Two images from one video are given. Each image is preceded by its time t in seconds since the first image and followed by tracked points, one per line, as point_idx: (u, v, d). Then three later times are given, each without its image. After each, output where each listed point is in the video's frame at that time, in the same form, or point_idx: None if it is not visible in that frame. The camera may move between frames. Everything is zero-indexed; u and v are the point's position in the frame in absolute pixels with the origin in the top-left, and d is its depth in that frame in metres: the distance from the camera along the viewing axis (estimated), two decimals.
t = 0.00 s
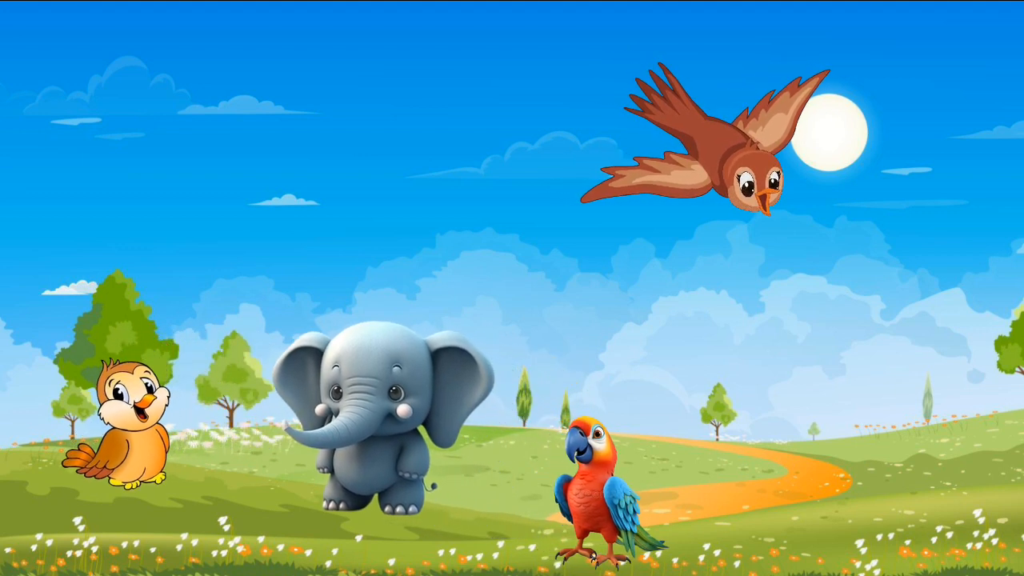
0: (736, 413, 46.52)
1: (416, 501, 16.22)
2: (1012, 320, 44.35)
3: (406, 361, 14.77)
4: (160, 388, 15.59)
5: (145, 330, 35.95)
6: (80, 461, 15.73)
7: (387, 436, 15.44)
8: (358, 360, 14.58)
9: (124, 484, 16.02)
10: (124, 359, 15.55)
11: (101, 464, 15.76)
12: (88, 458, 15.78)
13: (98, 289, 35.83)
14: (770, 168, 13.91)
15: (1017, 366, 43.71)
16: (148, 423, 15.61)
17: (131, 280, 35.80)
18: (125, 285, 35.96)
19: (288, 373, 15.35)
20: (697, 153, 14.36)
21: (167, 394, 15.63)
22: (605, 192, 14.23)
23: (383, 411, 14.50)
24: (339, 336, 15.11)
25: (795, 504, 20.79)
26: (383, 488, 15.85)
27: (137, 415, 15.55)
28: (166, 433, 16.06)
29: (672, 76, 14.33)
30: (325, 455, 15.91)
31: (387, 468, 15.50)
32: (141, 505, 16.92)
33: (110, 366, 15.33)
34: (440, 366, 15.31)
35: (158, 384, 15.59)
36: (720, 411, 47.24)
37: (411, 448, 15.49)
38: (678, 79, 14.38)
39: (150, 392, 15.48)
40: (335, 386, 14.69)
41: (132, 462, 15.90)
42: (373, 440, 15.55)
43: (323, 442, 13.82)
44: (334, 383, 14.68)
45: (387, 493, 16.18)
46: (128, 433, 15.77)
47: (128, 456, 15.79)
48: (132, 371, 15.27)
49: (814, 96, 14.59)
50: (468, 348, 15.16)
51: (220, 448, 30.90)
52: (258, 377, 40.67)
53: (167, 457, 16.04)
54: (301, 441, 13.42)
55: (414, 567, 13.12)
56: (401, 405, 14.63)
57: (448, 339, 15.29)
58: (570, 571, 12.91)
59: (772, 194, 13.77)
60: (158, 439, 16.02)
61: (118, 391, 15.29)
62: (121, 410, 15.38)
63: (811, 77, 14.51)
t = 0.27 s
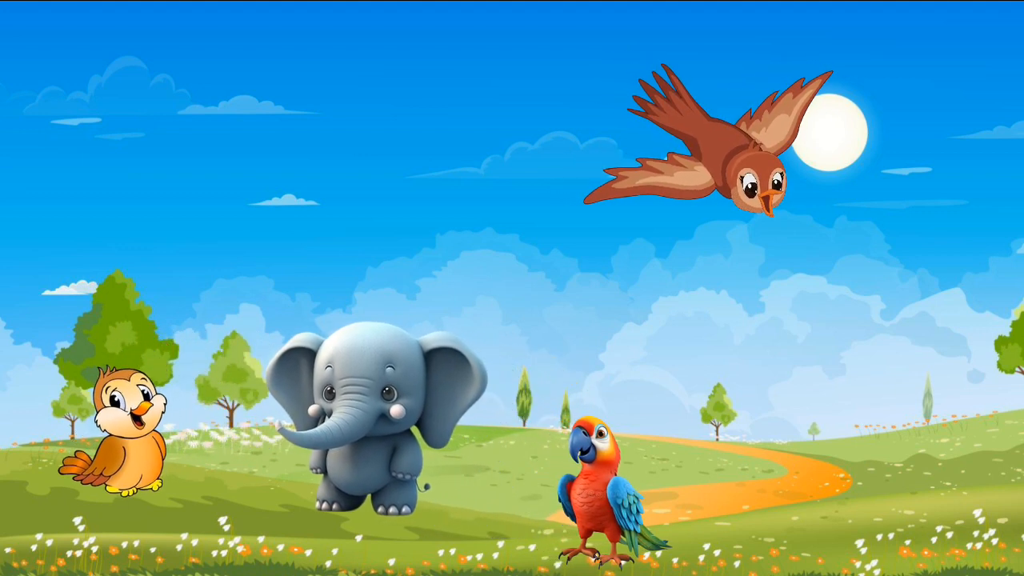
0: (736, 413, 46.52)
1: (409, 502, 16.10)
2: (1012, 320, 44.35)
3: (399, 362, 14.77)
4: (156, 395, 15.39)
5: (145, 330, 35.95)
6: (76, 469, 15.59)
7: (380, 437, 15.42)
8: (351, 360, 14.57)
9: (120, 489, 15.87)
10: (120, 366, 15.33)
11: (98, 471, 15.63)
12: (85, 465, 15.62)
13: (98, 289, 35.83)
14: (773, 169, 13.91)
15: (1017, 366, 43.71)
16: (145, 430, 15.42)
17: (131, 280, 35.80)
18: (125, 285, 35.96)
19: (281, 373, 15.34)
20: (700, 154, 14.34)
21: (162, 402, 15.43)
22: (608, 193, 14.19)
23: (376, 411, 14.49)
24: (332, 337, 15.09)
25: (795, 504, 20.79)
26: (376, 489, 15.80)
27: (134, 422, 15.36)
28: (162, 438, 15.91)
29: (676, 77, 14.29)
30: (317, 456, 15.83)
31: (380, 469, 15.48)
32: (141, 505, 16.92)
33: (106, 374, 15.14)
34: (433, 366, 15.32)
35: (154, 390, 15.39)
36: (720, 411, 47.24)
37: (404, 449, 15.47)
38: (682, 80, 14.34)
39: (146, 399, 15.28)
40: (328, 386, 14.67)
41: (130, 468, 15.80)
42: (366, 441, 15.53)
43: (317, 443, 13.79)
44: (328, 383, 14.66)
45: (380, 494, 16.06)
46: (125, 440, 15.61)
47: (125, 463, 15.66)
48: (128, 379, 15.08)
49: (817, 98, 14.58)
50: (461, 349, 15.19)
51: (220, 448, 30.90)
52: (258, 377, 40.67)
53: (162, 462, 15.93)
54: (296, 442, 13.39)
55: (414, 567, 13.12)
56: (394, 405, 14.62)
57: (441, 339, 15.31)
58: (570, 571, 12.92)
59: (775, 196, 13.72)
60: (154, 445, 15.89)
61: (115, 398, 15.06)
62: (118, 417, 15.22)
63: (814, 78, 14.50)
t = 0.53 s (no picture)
0: (736, 413, 46.53)
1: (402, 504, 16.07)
2: (1012, 320, 44.36)
3: (392, 363, 14.76)
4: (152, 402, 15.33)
5: (145, 330, 35.95)
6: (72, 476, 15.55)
7: (374, 437, 15.41)
8: (345, 361, 14.55)
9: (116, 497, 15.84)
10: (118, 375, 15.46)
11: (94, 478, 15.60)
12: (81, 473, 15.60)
13: (98, 289, 35.82)
14: (776, 170, 13.98)
15: (1017, 366, 43.71)
16: (141, 438, 15.37)
17: (131, 280, 35.80)
18: (125, 285, 35.96)
19: (275, 374, 15.36)
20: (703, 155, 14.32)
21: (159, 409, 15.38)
22: (612, 195, 14.14)
23: (370, 413, 14.49)
24: (326, 338, 15.08)
25: (794, 504, 20.79)
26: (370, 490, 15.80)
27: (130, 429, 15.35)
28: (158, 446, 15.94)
29: (679, 78, 14.25)
30: (312, 458, 15.92)
31: (373, 470, 15.50)
32: (141, 505, 16.93)
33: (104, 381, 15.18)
34: (426, 367, 15.31)
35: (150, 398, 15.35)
36: (720, 411, 47.24)
37: (397, 450, 15.47)
38: (685, 81, 14.31)
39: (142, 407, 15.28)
40: (322, 387, 14.66)
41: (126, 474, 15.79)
42: (359, 442, 15.53)
43: (310, 444, 13.79)
44: (321, 384, 14.65)
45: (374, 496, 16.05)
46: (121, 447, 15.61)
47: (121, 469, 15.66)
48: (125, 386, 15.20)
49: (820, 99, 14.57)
50: (454, 350, 15.18)
51: (220, 448, 30.90)
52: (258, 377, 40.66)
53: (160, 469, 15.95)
54: (289, 443, 13.39)
55: (414, 567, 13.12)
56: (388, 407, 14.60)
57: (435, 340, 15.30)
58: (570, 571, 12.94)
59: (779, 197, 13.81)
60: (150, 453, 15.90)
61: (111, 404, 15.09)
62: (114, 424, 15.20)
63: (817, 79, 14.48)
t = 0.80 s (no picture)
0: (736, 413, 46.54)
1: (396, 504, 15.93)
2: (1012, 320, 44.35)
3: (386, 364, 14.77)
4: (150, 409, 14.89)
5: (145, 330, 35.96)
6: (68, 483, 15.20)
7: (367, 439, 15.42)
8: (338, 362, 14.56)
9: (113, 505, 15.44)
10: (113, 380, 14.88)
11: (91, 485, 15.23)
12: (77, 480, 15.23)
13: (98, 289, 35.81)
14: (779, 169, 13.99)
15: (1017, 366, 43.70)
16: (137, 444, 14.98)
17: (131, 280, 35.79)
18: (125, 285, 35.96)
19: (268, 375, 15.34)
20: (706, 154, 14.31)
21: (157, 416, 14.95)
22: (614, 194, 14.16)
23: (363, 414, 14.49)
24: (319, 339, 15.09)
25: (794, 504, 20.80)
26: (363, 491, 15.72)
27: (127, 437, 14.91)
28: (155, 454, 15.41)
29: (682, 77, 14.25)
30: (305, 458, 15.79)
31: (368, 470, 15.46)
32: (140, 505, 16.93)
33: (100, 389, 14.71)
34: (420, 368, 15.31)
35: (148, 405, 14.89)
36: (720, 411, 47.25)
37: (391, 451, 15.49)
38: (687, 81, 14.32)
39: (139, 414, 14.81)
40: (316, 388, 14.67)
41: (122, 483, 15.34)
42: (353, 443, 15.50)
43: (303, 445, 13.81)
44: (315, 385, 14.66)
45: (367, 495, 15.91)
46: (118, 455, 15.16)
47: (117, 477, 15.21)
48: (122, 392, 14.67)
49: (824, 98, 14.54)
50: (448, 351, 15.20)
51: (220, 448, 30.90)
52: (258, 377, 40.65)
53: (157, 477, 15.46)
54: (283, 444, 13.41)
55: (414, 567, 13.12)
56: (382, 407, 14.61)
57: (428, 342, 15.31)
58: (570, 570, 12.95)
59: (781, 196, 13.81)
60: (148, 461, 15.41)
61: (107, 412, 14.64)
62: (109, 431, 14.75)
63: (820, 79, 14.45)
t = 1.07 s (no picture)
0: (736, 413, 46.54)
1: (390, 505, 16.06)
2: (1012, 320, 44.35)
3: (380, 365, 14.75)
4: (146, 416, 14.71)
5: (145, 330, 35.96)
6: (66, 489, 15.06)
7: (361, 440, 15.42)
8: (332, 363, 14.54)
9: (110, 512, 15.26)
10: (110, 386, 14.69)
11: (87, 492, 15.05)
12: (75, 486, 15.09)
13: (98, 289, 35.80)
14: (782, 169, 13.92)
15: (1016, 366, 43.70)
16: (133, 452, 14.80)
17: (131, 280, 35.79)
18: (125, 285, 35.95)
19: (262, 376, 15.34)
20: (709, 153, 14.31)
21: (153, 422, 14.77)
22: (617, 193, 14.16)
23: (357, 415, 14.49)
24: (313, 340, 15.07)
25: (794, 504, 20.80)
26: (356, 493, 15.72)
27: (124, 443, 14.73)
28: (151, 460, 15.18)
29: (685, 76, 14.29)
30: (299, 459, 15.89)
31: (361, 471, 15.48)
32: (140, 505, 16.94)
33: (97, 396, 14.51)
34: (414, 369, 15.31)
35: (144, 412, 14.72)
36: (720, 411, 47.25)
37: (385, 452, 15.47)
38: (691, 80, 14.36)
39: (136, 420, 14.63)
40: (309, 389, 14.66)
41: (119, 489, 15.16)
42: (347, 444, 15.51)
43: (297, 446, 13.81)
44: (308, 386, 14.65)
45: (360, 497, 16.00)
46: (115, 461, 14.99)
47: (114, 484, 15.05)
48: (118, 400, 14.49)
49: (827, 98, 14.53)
50: (441, 352, 15.18)
51: (220, 448, 30.90)
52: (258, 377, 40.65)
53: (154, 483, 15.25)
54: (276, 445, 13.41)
55: (414, 567, 13.12)
56: (375, 409, 14.60)
57: (422, 343, 15.30)
58: (570, 571, 12.95)
59: (785, 196, 13.75)
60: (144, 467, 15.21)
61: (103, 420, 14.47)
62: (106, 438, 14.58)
63: (824, 78, 14.46)
